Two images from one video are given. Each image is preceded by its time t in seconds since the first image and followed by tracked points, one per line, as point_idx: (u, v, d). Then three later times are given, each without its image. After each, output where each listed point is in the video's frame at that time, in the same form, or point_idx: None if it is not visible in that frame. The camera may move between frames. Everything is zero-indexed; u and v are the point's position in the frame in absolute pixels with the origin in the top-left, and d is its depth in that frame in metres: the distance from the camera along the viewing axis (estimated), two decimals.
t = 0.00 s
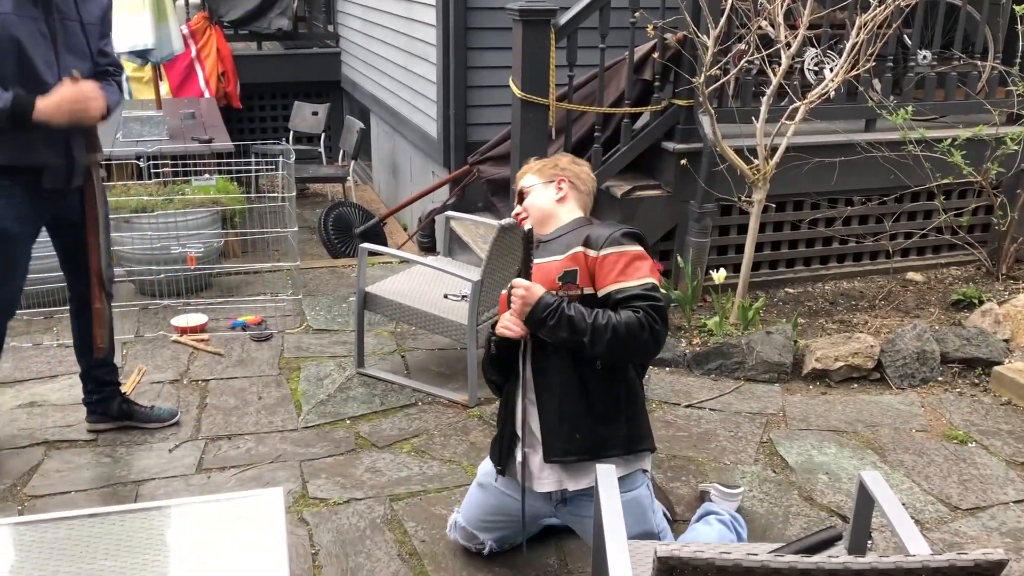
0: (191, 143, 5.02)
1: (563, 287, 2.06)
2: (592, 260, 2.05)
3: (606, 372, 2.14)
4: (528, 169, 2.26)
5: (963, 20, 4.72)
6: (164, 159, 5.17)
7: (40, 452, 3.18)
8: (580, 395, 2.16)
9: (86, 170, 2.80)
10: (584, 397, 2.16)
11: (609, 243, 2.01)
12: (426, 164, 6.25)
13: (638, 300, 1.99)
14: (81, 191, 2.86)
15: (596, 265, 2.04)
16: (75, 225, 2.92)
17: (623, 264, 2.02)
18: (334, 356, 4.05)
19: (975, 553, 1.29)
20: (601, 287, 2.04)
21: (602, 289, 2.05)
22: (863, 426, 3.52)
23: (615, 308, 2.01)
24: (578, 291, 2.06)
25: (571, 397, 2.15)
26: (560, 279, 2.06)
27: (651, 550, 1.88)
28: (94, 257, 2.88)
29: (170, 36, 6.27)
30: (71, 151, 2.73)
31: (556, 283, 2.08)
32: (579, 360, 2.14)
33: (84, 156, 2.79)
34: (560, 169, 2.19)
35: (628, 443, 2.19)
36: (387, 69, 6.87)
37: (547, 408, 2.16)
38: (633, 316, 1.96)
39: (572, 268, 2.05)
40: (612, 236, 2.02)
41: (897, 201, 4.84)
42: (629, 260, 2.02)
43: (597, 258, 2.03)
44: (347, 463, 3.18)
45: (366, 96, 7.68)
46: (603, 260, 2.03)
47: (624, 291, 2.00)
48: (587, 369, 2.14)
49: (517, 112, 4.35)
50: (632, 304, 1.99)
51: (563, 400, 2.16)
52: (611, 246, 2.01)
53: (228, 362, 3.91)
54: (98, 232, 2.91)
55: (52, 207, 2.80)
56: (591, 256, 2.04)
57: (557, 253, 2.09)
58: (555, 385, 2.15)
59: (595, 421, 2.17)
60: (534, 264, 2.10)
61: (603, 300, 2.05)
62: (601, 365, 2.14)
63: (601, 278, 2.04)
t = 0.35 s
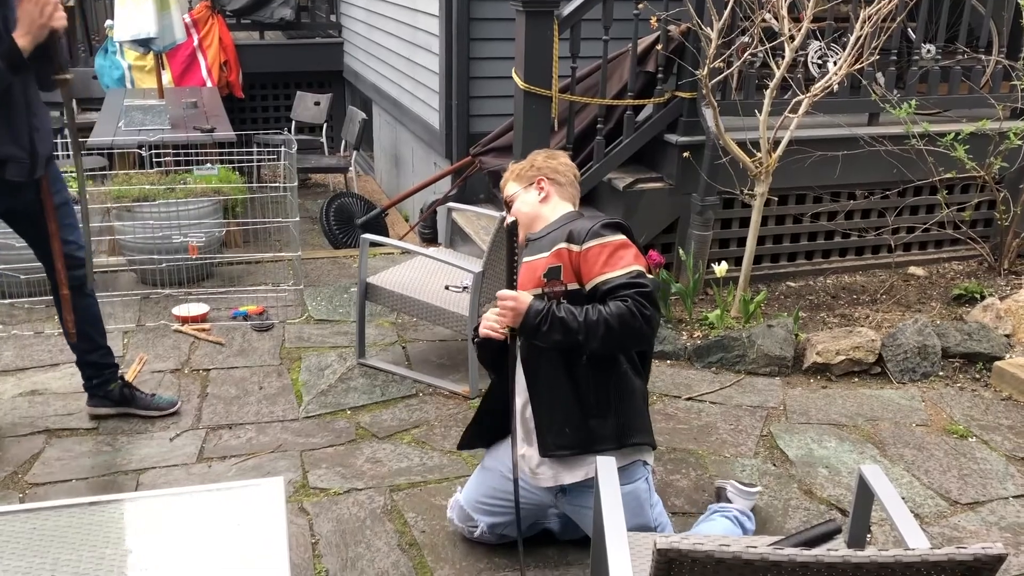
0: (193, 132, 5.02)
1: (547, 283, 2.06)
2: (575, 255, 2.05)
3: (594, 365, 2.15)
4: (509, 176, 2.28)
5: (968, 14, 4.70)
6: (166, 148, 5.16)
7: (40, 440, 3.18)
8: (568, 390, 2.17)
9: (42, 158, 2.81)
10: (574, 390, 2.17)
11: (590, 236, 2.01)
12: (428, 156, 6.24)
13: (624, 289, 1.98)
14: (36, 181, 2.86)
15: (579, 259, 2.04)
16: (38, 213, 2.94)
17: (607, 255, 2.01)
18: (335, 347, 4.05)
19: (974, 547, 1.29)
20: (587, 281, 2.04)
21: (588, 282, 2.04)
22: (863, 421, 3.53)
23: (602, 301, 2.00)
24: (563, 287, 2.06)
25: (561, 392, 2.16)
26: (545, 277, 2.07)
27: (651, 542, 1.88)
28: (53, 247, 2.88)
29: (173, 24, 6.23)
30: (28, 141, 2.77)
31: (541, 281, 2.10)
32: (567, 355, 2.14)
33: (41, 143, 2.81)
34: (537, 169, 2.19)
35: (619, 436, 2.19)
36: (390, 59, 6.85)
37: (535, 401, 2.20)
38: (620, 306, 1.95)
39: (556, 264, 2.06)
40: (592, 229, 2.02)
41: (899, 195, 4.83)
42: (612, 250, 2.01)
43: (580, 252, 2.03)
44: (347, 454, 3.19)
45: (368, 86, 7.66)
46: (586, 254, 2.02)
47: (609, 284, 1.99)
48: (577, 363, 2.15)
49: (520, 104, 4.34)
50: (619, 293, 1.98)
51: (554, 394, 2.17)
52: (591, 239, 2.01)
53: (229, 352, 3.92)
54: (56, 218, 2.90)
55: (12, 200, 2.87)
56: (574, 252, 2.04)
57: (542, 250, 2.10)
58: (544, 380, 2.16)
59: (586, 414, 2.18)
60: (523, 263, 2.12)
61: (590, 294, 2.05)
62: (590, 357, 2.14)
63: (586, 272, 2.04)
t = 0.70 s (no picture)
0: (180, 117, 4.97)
1: (558, 270, 2.02)
2: (589, 244, 2.03)
3: (601, 353, 2.14)
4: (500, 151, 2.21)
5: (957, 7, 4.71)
6: (151, 133, 5.12)
7: (23, 426, 3.15)
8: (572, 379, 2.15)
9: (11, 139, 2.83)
10: (578, 377, 2.16)
11: (606, 224, 1.99)
12: (417, 143, 6.21)
13: (645, 279, 1.98)
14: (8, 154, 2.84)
15: (593, 248, 2.02)
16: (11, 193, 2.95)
17: (623, 244, 1.99)
18: (321, 334, 4.03)
19: (961, 538, 1.29)
20: (601, 271, 2.03)
21: (604, 272, 2.03)
22: (849, 411, 3.54)
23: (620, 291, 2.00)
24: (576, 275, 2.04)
25: (566, 378, 2.15)
26: (555, 264, 2.05)
27: (638, 531, 1.89)
28: (28, 226, 2.88)
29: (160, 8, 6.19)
30: None
31: (551, 267, 2.07)
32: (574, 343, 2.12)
33: (10, 124, 2.82)
34: (533, 146, 2.14)
35: (620, 423, 2.19)
36: (379, 46, 6.80)
37: (539, 388, 2.17)
38: (642, 297, 1.95)
39: (568, 252, 2.03)
40: (607, 218, 2.00)
41: (887, 187, 4.84)
42: (630, 239, 1.99)
43: (596, 241, 2.01)
44: (333, 442, 3.17)
45: (357, 73, 7.61)
46: (603, 244, 2.01)
47: (627, 275, 1.99)
48: (584, 350, 2.13)
49: (509, 92, 4.33)
50: (639, 284, 1.98)
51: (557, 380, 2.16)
52: (608, 228, 1.99)
53: (214, 338, 3.89)
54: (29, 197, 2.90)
55: None
56: (588, 241, 2.02)
57: (551, 236, 2.06)
58: (553, 369, 2.15)
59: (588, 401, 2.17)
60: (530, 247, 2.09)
61: (607, 283, 2.04)
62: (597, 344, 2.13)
63: (600, 262, 2.02)
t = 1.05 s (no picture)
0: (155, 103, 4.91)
1: (579, 264, 2.04)
2: (613, 243, 2.04)
3: (607, 355, 2.14)
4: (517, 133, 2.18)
5: None
6: (128, 120, 5.05)
7: None
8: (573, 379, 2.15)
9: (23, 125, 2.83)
10: (581, 377, 2.16)
11: (635, 227, 2.02)
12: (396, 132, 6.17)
13: (666, 286, 2.03)
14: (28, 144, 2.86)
15: (617, 249, 2.04)
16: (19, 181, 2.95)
17: (646, 250, 2.03)
18: (300, 324, 4.00)
19: (938, 527, 1.30)
20: (620, 272, 2.06)
21: (623, 273, 2.06)
22: (827, 400, 3.56)
23: (640, 296, 2.03)
24: (596, 272, 2.06)
25: (569, 377, 2.15)
26: (577, 258, 2.05)
27: (619, 520, 1.89)
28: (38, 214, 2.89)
29: None
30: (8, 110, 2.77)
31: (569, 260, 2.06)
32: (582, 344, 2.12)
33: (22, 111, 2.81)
34: (557, 136, 2.14)
35: (613, 425, 2.21)
36: (358, 33, 6.75)
37: (542, 386, 2.16)
38: (664, 303, 2.01)
39: (592, 248, 2.04)
40: (635, 220, 2.02)
41: (866, 178, 4.87)
42: (652, 245, 2.03)
43: (621, 243, 2.03)
44: (313, 432, 3.15)
45: (335, 60, 7.54)
46: (628, 246, 2.03)
47: (650, 279, 2.02)
48: (591, 352, 2.13)
49: (490, 80, 4.31)
50: (661, 290, 2.02)
51: (560, 380, 2.15)
52: (635, 231, 2.02)
53: (192, 328, 3.86)
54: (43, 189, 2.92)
55: None
56: (613, 241, 2.04)
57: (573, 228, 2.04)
58: (559, 369, 2.14)
59: (589, 402, 2.17)
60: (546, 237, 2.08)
61: (623, 284, 2.07)
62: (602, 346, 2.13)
63: (622, 263, 2.05)
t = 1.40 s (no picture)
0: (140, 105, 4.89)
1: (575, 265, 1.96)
2: (606, 243, 2.05)
3: (599, 355, 2.14)
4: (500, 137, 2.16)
5: None
6: (113, 122, 5.03)
7: None
8: (566, 380, 2.14)
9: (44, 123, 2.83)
10: (575, 378, 2.15)
11: (628, 227, 2.04)
12: (383, 131, 6.16)
13: (659, 286, 2.04)
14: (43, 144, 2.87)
15: (610, 249, 2.05)
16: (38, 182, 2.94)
17: (639, 251, 2.04)
18: (288, 326, 3.98)
19: (926, 522, 1.30)
20: (614, 271, 2.06)
21: (616, 273, 2.06)
22: (816, 395, 3.57)
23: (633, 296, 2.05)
24: (590, 273, 1.99)
25: (562, 379, 2.14)
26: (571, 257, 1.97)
27: (611, 519, 1.89)
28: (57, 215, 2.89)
29: None
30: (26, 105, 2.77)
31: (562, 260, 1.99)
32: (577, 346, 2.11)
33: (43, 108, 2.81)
34: (542, 136, 2.14)
35: (603, 428, 2.20)
36: (343, 33, 6.73)
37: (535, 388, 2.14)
38: (658, 302, 2.02)
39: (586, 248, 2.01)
40: (628, 220, 2.04)
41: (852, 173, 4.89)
42: (645, 245, 2.05)
43: (615, 243, 2.04)
44: (302, 434, 3.14)
45: (321, 60, 7.51)
46: (621, 245, 2.04)
47: (644, 279, 2.04)
48: (583, 353, 2.13)
49: (476, 80, 4.30)
50: (654, 289, 2.04)
51: (553, 382, 2.14)
52: (629, 231, 2.04)
53: (180, 331, 3.83)
54: (64, 194, 2.96)
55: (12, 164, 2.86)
56: (607, 240, 2.04)
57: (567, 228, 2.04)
58: (552, 370, 2.13)
59: (583, 403, 2.17)
60: (541, 239, 2.10)
61: (615, 283, 2.07)
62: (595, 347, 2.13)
63: (616, 263, 2.05)
